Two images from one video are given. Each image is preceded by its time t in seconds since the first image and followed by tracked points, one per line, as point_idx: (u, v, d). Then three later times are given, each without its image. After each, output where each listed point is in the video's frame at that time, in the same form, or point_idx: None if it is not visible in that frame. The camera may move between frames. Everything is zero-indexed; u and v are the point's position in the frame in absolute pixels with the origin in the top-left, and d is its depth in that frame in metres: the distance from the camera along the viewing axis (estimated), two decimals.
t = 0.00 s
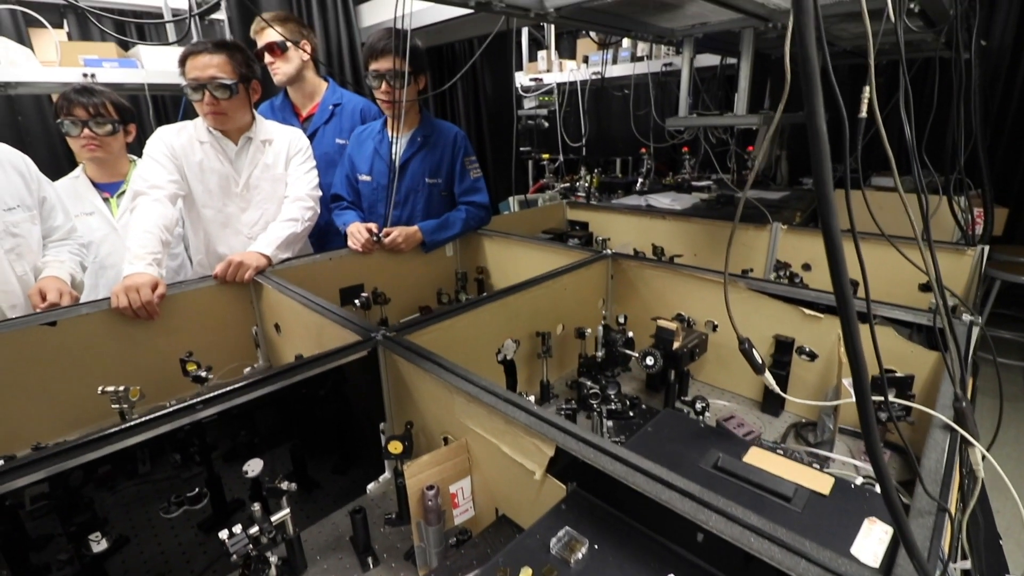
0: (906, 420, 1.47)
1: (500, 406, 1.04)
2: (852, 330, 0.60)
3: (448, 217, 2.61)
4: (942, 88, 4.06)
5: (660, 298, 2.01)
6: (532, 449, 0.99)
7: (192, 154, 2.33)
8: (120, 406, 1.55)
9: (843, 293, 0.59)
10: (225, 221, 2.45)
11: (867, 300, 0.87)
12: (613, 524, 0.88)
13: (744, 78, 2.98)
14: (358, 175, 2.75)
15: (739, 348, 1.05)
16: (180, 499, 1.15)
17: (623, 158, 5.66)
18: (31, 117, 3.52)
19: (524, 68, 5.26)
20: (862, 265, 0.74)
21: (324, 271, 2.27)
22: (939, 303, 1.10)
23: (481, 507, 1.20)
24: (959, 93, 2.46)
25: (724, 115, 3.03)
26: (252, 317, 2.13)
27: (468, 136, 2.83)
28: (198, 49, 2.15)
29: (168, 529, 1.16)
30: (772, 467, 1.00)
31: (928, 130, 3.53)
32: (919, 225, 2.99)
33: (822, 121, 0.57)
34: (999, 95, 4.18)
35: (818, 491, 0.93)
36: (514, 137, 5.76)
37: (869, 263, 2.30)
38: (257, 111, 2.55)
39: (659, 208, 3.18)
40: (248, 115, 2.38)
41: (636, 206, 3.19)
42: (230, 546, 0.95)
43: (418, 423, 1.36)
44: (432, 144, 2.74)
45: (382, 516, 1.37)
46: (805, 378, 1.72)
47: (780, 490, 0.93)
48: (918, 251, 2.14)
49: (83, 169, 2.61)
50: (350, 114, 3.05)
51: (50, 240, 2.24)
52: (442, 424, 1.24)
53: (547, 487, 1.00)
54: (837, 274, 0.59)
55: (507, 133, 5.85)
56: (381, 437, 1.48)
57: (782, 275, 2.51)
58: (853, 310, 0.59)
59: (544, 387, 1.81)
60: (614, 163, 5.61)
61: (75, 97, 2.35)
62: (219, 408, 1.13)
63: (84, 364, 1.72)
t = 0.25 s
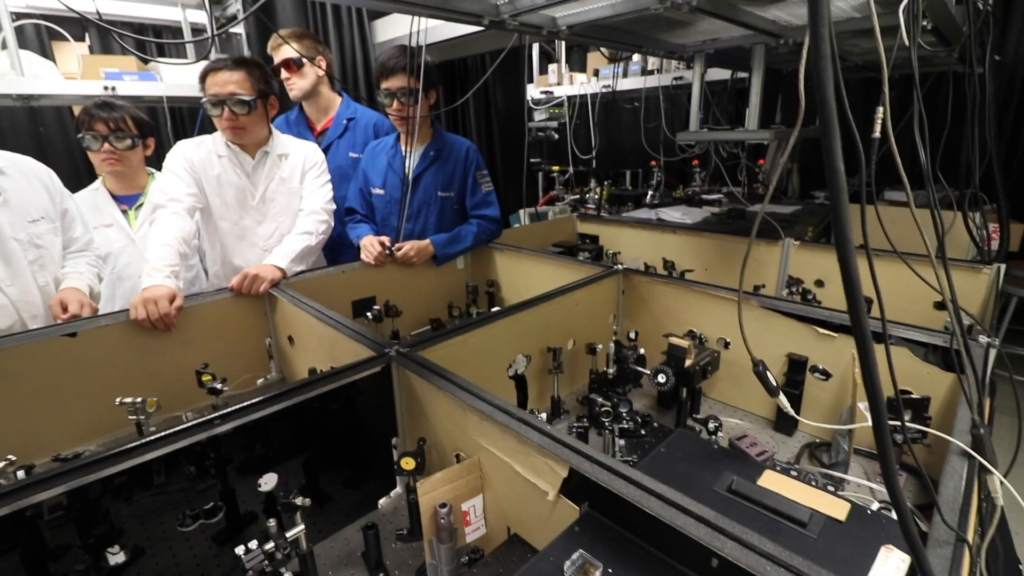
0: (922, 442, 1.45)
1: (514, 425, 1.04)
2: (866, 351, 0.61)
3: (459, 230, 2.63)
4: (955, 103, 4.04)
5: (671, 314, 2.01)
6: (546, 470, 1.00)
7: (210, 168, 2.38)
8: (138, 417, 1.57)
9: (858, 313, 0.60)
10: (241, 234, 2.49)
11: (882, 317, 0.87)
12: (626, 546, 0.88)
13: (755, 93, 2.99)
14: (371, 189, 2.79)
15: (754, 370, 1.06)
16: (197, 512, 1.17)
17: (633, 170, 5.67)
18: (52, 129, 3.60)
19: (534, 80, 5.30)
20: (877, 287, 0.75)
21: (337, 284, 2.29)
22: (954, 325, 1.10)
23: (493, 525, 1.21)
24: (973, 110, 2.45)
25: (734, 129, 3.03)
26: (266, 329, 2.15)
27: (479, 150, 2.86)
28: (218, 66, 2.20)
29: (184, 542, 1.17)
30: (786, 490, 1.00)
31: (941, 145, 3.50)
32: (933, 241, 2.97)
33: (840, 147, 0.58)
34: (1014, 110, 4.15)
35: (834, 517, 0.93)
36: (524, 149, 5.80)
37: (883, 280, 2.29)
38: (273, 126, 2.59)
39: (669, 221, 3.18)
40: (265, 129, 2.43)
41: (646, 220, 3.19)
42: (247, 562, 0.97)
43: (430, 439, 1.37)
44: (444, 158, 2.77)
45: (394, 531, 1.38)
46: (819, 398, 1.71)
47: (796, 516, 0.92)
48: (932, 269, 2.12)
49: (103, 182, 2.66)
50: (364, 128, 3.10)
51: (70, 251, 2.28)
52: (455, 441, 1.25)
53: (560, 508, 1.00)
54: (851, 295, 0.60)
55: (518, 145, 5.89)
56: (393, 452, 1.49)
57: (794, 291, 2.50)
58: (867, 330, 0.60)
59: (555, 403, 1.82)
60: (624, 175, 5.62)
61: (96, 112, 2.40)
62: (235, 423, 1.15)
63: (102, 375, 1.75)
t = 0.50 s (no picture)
0: (956, 465, 1.42)
1: (539, 439, 1.05)
2: (904, 369, 0.61)
3: (482, 239, 2.65)
4: (990, 113, 3.94)
5: (695, 328, 2.00)
6: (571, 485, 1.00)
7: (241, 176, 2.44)
8: (169, 420, 1.61)
9: (896, 332, 0.60)
10: (270, 241, 2.55)
11: (918, 333, 0.86)
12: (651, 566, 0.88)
13: (780, 104, 2.95)
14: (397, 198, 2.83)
15: (783, 390, 1.05)
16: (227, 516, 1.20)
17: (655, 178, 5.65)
18: (89, 135, 3.74)
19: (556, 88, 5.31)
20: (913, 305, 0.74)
21: (362, 291, 2.33)
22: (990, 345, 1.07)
23: (516, 537, 1.21)
24: (1009, 121, 2.39)
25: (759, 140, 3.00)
26: (292, 335, 2.19)
27: (503, 160, 2.88)
28: (250, 78, 2.26)
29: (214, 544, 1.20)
30: (816, 513, 0.98)
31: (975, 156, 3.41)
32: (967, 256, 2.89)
33: (881, 167, 0.58)
34: None
35: (866, 543, 0.91)
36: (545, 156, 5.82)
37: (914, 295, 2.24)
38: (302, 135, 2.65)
39: (692, 232, 3.16)
40: (294, 138, 2.48)
41: (669, 231, 3.17)
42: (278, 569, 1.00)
43: (454, 450, 1.38)
44: (468, 168, 2.79)
45: (416, 540, 1.39)
46: (848, 416, 1.68)
47: (826, 540, 0.91)
48: (966, 285, 2.07)
49: (138, 189, 2.75)
50: (388, 137, 3.15)
51: (108, 255, 2.35)
52: (479, 452, 1.26)
53: (585, 523, 1.00)
54: (890, 315, 0.60)
55: (539, 153, 5.91)
56: (417, 461, 1.51)
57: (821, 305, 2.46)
58: (906, 348, 0.60)
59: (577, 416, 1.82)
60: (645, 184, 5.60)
61: (132, 120, 2.49)
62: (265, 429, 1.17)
63: (136, 376, 1.81)
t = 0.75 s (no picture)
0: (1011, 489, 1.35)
1: (577, 450, 1.05)
2: (965, 385, 0.59)
3: (514, 247, 2.66)
4: None
5: (731, 339, 1.96)
6: (609, 498, 1.00)
7: (282, 185, 2.52)
8: (213, 421, 1.67)
9: (956, 347, 0.59)
10: (308, 248, 2.63)
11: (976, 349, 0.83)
12: None
13: (819, 110, 2.89)
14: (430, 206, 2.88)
15: (828, 407, 1.03)
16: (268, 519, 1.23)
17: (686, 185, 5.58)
18: (136, 144, 3.91)
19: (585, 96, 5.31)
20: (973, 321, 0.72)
21: (397, 298, 2.37)
22: None
23: (551, 548, 1.21)
24: None
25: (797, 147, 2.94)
26: (328, 340, 2.25)
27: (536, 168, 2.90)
28: (291, 90, 2.34)
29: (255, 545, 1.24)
30: (863, 536, 0.96)
31: None
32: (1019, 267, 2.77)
33: (943, 178, 0.57)
34: None
35: (918, 567, 0.88)
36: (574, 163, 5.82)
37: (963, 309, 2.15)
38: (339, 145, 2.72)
39: (726, 240, 3.11)
40: (332, 148, 2.55)
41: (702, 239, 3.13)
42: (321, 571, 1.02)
43: (488, 458, 1.39)
44: (501, 176, 2.81)
45: (451, 547, 1.40)
46: (892, 434, 1.62)
47: (875, 563, 0.88)
48: (1020, 299, 1.98)
49: (184, 197, 2.87)
50: (421, 146, 3.20)
51: (159, 260, 2.46)
52: (514, 462, 1.26)
53: (623, 537, 1.00)
54: (950, 328, 0.59)
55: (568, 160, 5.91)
56: (451, 468, 1.53)
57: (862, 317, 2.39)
58: (966, 362, 0.59)
59: (610, 426, 1.81)
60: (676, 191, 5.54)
61: (180, 131, 2.61)
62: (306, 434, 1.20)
63: (181, 378, 1.88)
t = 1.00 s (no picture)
0: None
1: (608, 460, 1.06)
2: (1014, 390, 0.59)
3: (539, 255, 2.68)
4: None
5: (761, 350, 1.93)
6: (641, 508, 1.00)
7: (314, 194, 2.58)
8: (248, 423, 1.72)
9: (1005, 352, 0.58)
10: (337, 254, 2.69)
11: None
12: None
13: (851, 117, 2.83)
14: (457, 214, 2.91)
15: (868, 423, 1.00)
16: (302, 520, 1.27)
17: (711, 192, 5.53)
18: (172, 153, 4.06)
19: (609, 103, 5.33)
20: None
21: (424, 304, 2.40)
22: None
23: (580, 558, 1.21)
24: None
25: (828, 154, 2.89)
26: (357, 345, 2.29)
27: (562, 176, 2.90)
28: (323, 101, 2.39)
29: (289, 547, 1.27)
30: (904, 555, 0.93)
31: None
32: None
33: (995, 182, 0.57)
34: None
35: None
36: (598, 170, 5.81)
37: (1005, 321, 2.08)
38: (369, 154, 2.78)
39: (754, 249, 3.06)
40: (362, 157, 2.60)
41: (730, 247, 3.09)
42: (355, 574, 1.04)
43: (517, 466, 1.40)
44: (527, 184, 2.83)
45: (480, 555, 1.41)
46: (931, 451, 1.57)
47: None
48: None
49: (221, 204, 2.97)
50: (448, 154, 3.25)
51: (197, 266, 2.54)
52: (544, 470, 1.27)
53: (655, 549, 0.99)
54: (999, 333, 0.58)
55: (591, 167, 5.91)
56: (480, 475, 1.54)
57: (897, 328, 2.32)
58: (1016, 367, 0.58)
59: (638, 437, 1.80)
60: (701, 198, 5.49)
61: (219, 141, 2.71)
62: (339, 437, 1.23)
63: (217, 380, 1.94)
